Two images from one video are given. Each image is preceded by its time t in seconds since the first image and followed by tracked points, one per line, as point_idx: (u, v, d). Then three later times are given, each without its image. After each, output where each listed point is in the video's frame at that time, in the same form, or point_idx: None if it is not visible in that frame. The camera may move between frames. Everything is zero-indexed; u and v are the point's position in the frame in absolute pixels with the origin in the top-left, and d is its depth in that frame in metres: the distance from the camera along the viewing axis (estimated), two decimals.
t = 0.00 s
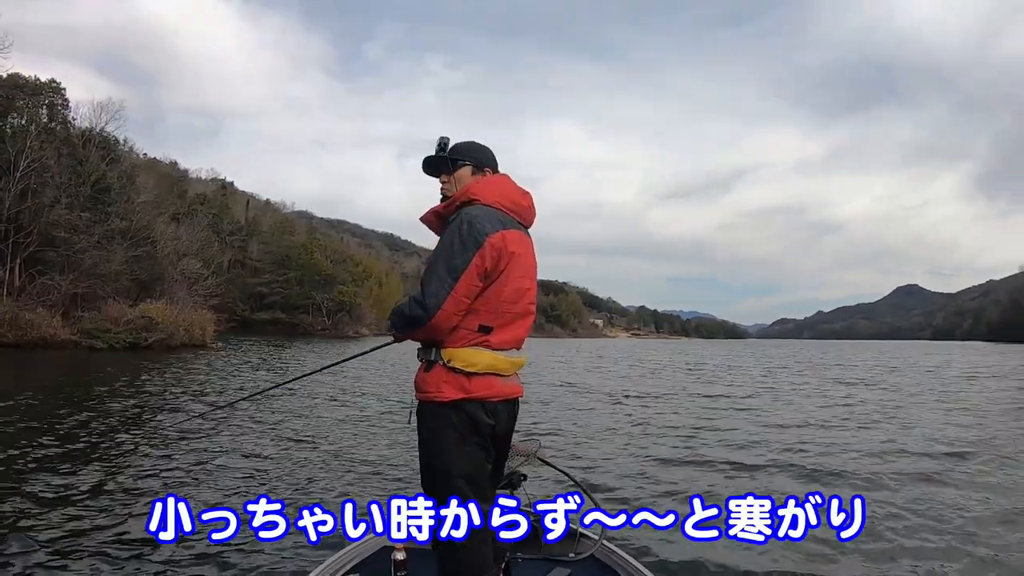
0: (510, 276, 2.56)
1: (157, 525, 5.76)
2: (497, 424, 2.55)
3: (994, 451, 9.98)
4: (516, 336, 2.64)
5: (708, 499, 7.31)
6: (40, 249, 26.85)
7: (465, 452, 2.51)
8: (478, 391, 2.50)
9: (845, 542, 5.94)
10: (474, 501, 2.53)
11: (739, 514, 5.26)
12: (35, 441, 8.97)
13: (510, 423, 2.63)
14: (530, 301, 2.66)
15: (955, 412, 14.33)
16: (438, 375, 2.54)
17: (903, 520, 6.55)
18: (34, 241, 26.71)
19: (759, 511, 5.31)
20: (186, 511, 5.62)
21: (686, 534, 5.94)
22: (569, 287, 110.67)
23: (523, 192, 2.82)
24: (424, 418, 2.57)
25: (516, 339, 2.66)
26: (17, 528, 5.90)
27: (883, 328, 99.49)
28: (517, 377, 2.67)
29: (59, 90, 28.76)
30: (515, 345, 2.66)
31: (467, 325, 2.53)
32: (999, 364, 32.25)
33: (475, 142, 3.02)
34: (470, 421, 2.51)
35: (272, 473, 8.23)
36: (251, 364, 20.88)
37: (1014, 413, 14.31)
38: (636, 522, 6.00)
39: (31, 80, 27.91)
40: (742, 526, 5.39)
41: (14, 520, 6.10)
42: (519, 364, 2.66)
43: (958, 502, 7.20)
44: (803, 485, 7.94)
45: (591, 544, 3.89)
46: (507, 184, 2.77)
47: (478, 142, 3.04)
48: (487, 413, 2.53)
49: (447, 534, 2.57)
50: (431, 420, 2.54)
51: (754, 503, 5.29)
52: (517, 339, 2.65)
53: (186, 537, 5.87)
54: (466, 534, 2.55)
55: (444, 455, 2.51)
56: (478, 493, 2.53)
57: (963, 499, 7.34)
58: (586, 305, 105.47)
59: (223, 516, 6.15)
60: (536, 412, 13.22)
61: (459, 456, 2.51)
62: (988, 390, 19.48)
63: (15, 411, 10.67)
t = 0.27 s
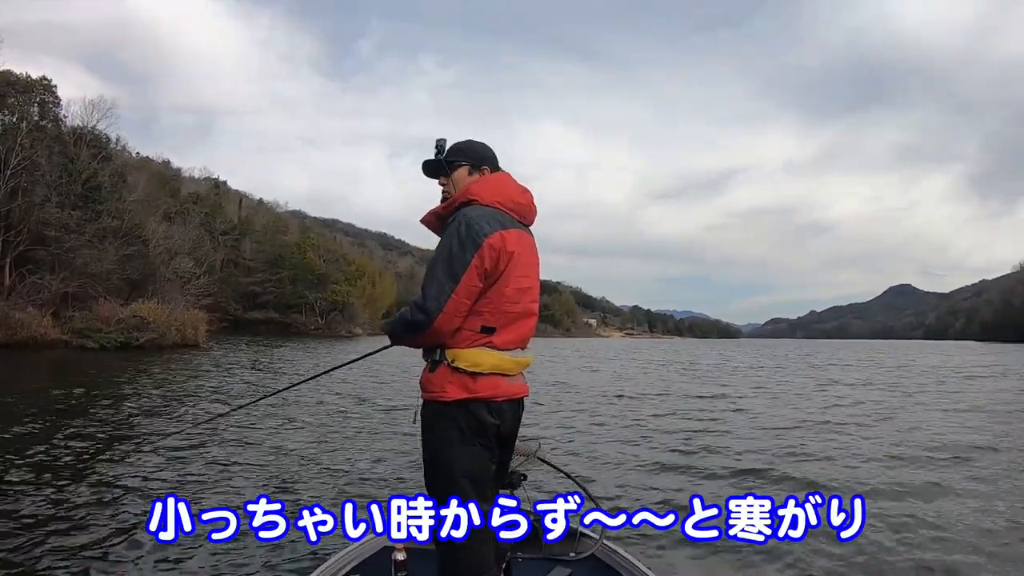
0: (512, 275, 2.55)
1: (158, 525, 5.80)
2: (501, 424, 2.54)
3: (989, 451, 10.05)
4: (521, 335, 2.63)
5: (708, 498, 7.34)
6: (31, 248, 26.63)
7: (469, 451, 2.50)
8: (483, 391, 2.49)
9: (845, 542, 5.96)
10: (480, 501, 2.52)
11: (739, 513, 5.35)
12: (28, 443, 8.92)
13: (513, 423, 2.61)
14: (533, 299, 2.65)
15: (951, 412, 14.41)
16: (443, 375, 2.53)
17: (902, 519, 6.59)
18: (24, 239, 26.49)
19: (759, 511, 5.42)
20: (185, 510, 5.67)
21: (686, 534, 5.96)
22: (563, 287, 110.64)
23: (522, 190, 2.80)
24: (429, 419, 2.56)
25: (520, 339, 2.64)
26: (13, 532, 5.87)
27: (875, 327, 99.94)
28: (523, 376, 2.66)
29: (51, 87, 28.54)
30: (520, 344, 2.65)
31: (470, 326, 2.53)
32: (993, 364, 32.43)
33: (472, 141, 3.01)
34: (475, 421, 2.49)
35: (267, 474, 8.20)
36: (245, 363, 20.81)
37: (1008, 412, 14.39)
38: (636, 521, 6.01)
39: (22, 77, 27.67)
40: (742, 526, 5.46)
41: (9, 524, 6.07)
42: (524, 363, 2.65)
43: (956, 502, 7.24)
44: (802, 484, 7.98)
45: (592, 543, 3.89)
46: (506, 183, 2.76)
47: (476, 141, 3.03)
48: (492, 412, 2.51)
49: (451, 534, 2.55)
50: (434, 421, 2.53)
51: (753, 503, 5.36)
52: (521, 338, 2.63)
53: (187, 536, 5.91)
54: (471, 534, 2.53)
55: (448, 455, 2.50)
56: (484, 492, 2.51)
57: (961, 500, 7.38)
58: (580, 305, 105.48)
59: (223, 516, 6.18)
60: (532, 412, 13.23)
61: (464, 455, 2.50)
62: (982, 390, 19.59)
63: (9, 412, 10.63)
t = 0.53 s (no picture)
0: (517, 276, 2.54)
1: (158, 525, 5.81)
2: (502, 425, 2.53)
3: (987, 451, 10.07)
4: (524, 337, 2.62)
5: (707, 498, 7.35)
6: (22, 246, 26.42)
7: (469, 451, 2.49)
8: (484, 392, 2.48)
9: (845, 541, 5.97)
10: (479, 502, 2.51)
11: (739, 513, 5.38)
12: (21, 443, 8.87)
13: (515, 424, 2.60)
14: (538, 303, 2.64)
15: (948, 412, 14.44)
16: (445, 375, 2.52)
17: (901, 518, 6.61)
18: (15, 237, 26.28)
19: (759, 511, 5.44)
20: (186, 510, 5.69)
21: (686, 534, 5.96)
22: (557, 287, 110.60)
23: (531, 192, 2.80)
24: (431, 418, 2.55)
25: (524, 341, 2.64)
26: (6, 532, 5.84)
27: (867, 328, 100.38)
28: (526, 378, 2.65)
29: (43, 84, 28.35)
30: (524, 346, 2.64)
31: (474, 326, 2.52)
32: (989, 364, 32.56)
33: (485, 142, 3.01)
34: (475, 421, 2.49)
35: (262, 475, 8.16)
36: (239, 363, 20.75)
37: (1006, 413, 14.45)
38: (636, 522, 6.01)
39: (14, 74, 27.47)
40: (742, 526, 5.48)
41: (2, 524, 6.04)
42: (527, 365, 2.64)
43: (956, 502, 7.25)
44: (801, 484, 7.98)
45: (592, 543, 3.90)
46: (515, 184, 2.76)
47: (488, 141, 3.04)
48: (493, 413, 2.50)
49: (451, 534, 2.55)
50: (436, 420, 2.52)
51: (753, 503, 5.39)
52: (525, 340, 2.63)
53: (187, 536, 5.92)
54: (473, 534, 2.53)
55: (449, 455, 2.49)
56: (483, 493, 2.51)
57: (960, 499, 7.38)
58: (574, 305, 105.45)
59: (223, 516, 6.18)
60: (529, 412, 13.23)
61: (465, 455, 2.49)
62: (978, 391, 19.67)
63: (3, 411, 10.58)
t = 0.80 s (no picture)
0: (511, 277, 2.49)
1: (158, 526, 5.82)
2: (492, 426, 2.48)
3: (985, 451, 10.11)
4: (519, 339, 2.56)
5: (708, 498, 7.35)
6: (12, 245, 26.21)
7: (459, 452, 2.45)
8: (474, 393, 2.44)
9: (845, 541, 6.02)
10: (472, 502, 2.47)
11: (739, 514, 5.28)
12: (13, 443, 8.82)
13: (507, 427, 2.55)
14: (533, 306, 2.58)
15: (944, 413, 14.50)
16: (436, 374, 2.48)
17: (899, 519, 6.64)
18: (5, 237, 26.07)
19: (759, 511, 5.34)
20: (186, 511, 5.49)
21: (687, 534, 5.98)
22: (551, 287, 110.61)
23: (532, 193, 2.75)
24: (422, 418, 2.52)
25: (518, 343, 2.58)
26: None
27: (860, 327, 100.85)
28: (519, 381, 2.60)
29: (34, 82, 28.15)
30: (518, 348, 2.58)
31: (466, 325, 2.47)
32: (983, 364, 32.69)
33: (487, 143, 2.99)
34: (465, 421, 2.44)
35: (256, 477, 8.09)
36: (233, 364, 20.66)
37: (1001, 413, 14.51)
38: (636, 522, 6.01)
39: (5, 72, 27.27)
40: (742, 526, 5.42)
41: None
42: (521, 368, 2.58)
43: (955, 501, 7.28)
44: (800, 484, 7.99)
45: (590, 543, 3.88)
46: (514, 185, 2.71)
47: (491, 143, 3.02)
48: (482, 415, 2.46)
49: (448, 534, 2.52)
50: (426, 420, 2.49)
51: (753, 504, 5.30)
52: (519, 342, 2.57)
53: (186, 537, 5.92)
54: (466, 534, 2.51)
55: (440, 455, 2.46)
56: (474, 494, 2.47)
57: (960, 498, 7.41)
58: (568, 305, 105.48)
59: (223, 517, 6.17)
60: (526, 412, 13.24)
61: (455, 456, 2.45)
62: (973, 390, 19.76)
63: None
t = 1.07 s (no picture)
0: (507, 277, 2.46)
1: (158, 525, 5.81)
2: (489, 426, 2.47)
3: (980, 450, 10.17)
4: (516, 339, 2.54)
5: (708, 498, 7.37)
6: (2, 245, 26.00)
7: (457, 451, 2.44)
8: (470, 393, 2.43)
9: (845, 541, 6.01)
10: (469, 503, 2.46)
11: (739, 514, 5.33)
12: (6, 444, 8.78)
13: (504, 426, 2.54)
14: (531, 307, 2.55)
15: (940, 412, 14.56)
16: (432, 374, 2.47)
17: (898, 518, 6.65)
18: None
19: (759, 511, 5.39)
20: (186, 511, 5.58)
21: (687, 534, 5.99)
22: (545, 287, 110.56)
23: (532, 193, 2.71)
24: (420, 418, 2.52)
25: (515, 344, 2.56)
26: None
27: (853, 327, 101.26)
28: (517, 381, 2.57)
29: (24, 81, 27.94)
30: (516, 349, 2.56)
31: (461, 325, 2.45)
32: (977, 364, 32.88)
33: (487, 143, 2.97)
34: (461, 421, 2.43)
35: (252, 478, 8.05)
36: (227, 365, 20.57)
37: (996, 412, 14.60)
38: (637, 522, 6.04)
39: None
40: (742, 526, 5.48)
41: None
42: (519, 368, 2.56)
43: (953, 500, 7.31)
44: (798, 484, 8.01)
45: (591, 543, 3.88)
46: (514, 185, 2.68)
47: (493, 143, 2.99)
48: (479, 414, 2.44)
49: (448, 534, 2.52)
50: (423, 420, 2.48)
51: (754, 503, 5.37)
52: (516, 342, 2.54)
53: (187, 536, 5.92)
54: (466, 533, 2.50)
55: (437, 454, 2.45)
56: (472, 494, 2.46)
57: (958, 497, 7.45)
58: (562, 305, 105.46)
59: (224, 517, 6.17)
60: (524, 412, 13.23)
61: (453, 456, 2.45)
62: (968, 390, 19.88)
63: None
